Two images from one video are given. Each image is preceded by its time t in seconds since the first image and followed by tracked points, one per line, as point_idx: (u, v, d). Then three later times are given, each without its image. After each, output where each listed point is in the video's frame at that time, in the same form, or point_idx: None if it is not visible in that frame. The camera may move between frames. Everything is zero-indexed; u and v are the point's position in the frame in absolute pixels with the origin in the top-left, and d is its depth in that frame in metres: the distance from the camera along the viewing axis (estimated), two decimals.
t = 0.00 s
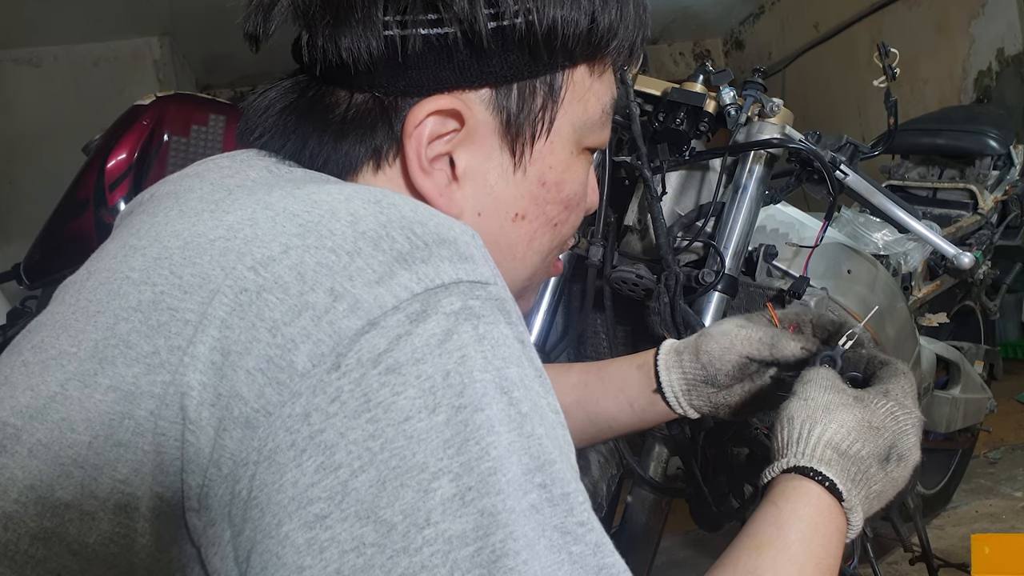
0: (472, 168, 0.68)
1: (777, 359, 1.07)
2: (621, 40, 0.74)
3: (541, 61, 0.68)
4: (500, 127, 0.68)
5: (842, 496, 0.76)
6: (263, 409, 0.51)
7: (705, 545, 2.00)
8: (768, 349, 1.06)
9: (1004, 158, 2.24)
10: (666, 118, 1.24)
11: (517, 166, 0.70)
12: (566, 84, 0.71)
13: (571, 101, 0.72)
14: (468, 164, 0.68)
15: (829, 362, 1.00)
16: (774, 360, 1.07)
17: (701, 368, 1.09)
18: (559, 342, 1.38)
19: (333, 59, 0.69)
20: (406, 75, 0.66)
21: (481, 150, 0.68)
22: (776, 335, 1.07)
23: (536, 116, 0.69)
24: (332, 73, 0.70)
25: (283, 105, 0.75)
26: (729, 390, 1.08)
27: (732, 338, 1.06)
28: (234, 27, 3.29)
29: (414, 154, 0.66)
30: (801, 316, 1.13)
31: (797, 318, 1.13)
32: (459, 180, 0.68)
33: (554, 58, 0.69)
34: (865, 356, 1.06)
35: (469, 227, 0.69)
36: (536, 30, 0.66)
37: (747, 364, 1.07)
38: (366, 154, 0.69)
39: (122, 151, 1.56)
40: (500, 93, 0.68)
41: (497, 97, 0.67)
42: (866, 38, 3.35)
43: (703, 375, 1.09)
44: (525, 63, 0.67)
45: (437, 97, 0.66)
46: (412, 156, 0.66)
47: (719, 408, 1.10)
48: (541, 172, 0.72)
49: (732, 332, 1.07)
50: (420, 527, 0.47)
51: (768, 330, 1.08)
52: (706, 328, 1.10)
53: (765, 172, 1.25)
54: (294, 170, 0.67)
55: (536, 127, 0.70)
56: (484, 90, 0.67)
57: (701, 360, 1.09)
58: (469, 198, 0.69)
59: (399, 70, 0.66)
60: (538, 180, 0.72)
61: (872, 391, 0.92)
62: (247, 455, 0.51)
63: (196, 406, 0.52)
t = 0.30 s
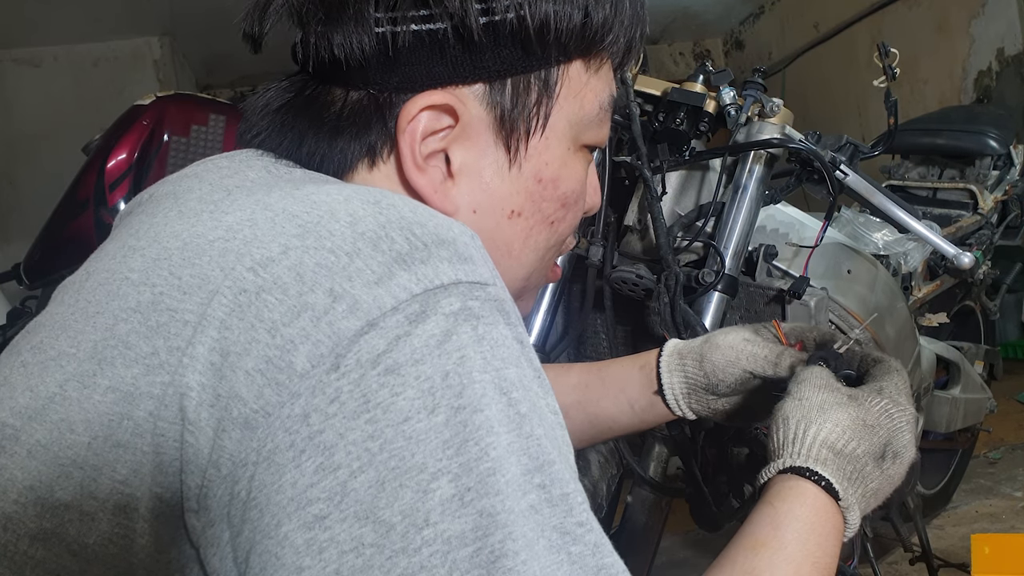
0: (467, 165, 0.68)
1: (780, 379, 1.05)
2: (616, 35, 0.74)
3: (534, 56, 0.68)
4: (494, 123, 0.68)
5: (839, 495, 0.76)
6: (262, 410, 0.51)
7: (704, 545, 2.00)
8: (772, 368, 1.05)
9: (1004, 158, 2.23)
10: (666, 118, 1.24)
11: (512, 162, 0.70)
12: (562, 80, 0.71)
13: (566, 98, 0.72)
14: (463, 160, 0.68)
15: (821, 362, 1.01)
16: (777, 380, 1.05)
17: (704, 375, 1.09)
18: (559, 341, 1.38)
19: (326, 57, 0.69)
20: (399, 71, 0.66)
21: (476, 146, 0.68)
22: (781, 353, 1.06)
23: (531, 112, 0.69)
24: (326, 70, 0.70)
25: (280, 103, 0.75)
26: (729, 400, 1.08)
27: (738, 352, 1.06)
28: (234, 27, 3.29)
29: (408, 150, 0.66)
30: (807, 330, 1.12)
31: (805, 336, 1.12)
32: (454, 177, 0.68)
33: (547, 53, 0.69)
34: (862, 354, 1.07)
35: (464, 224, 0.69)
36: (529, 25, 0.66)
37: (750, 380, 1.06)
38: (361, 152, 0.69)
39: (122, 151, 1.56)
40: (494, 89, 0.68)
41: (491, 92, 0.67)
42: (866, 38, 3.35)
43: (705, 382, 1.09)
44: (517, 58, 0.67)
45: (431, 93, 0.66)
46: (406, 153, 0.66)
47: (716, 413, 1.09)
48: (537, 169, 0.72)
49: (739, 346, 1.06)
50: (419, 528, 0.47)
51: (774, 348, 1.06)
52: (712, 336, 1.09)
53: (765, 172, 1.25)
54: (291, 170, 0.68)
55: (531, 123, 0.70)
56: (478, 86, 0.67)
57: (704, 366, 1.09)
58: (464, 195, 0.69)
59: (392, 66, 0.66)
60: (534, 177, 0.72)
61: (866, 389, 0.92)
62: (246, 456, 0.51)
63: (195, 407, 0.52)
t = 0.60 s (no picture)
0: (472, 165, 0.68)
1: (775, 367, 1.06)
2: (621, 36, 0.74)
3: (539, 57, 0.68)
4: (499, 124, 0.68)
5: (843, 496, 0.76)
6: (264, 411, 0.51)
7: (705, 545, 2.00)
8: (765, 357, 1.05)
9: (1004, 158, 2.23)
10: (666, 118, 1.24)
11: (516, 163, 0.70)
12: (566, 80, 0.71)
13: (571, 98, 0.72)
14: (468, 161, 0.68)
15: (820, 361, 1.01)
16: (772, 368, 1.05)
17: (699, 370, 1.09)
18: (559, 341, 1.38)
19: (331, 58, 0.69)
20: (404, 72, 0.66)
21: (480, 146, 0.68)
22: (774, 342, 1.05)
23: (536, 113, 0.69)
24: (331, 71, 0.70)
25: (284, 104, 0.75)
26: (725, 394, 1.08)
27: (731, 344, 1.05)
28: (234, 27, 3.28)
29: (413, 151, 0.66)
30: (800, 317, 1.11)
31: (797, 322, 1.12)
32: (458, 177, 0.68)
33: (552, 54, 0.68)
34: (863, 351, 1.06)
35: (469, 225, 0.69)
36: (534, 26, 0.66)
37: (745, 370, 1.06)
38: (366, 153, 0.69)
39: (122, 151, 1.56)
40: (499, 90, 0.67)
41: (496, 93, 0.67)
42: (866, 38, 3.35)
43: (701, 377, 1.09)
44: (522, 59, 0.67)
45: (436, 94, 0.66)
46: (411, 153, 0.66)
47: (715, 409, 1.10)
48: (541, 170, 0.72)
49: (732, 339, 1.06)
50: (422, 529, 0.47)
51: (767, 337, 1.06)
52: (705, 331, 1.09)
53: (765, 172, 1.25)
54: (296, 170, 0.68)
55: (536, 124, 0.70)
56: (483, 87, 0.67)
57: (699, 362, 1.08)
58: (468, 195, 0.69)
59: (397, 67, 0.66)
60: (538, 177, 0.72)
61: (868, 388, 0.92)
62: (249, 457, 0.51)
63: (198, 407, 0.52)
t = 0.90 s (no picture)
0: (477, 166, 0.68)
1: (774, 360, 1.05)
2: (625, 37, 0.74)
3: (545, 58, 0.68)
4: (504, 124, 0.68)
5: (843, 494, 0.76)
6: (270, 410, 0.51)
7: (706, 545, 2.00)
8: (764, 351, 1.04)
9: (1004, 158, 2.24)
10: (667, 118, 1.24)
11: (522, 163, 0.70)
12: (571, 81, 0.71)
13: (575, 99, 0.72)
14: (473, 161, 0.68)
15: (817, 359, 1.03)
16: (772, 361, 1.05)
17: (698, 366, 1.08)
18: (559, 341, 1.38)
19: (338, 58, 0.69)
20: (411, 72, 0.66)
21: (486, 147, 0.68)
22: (773, 335, 1.04)
23: (541, 113, 0.69)
24: (337, 72, 0.70)
25: (289, 105, 0.75)
26: (725, 389, 1.07)
27: (729, 338, 1.05)
28: (235, 27, 3.28)
29: (418, 152, 0.66)
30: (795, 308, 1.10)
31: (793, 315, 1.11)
32: (464, 178, 0.68)
33: (558, 55, 0.68)
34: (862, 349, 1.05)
35: (473, 225, 0.69)
36: (541, 27, 0.66)
37: (744, 364, 1.05)
38: (372, 153, 0.69)
39: (122, 151, 1.55)
40: (505, 91, 0.67)
41: (502, 94, 0.67)
42: (865, 38, 3.35)
43: (700, 373, 1.08)
44: (529, 60, 0.67)
45: (442, 95, 0.66)
46: (417, 154, 0.66)
47: (715, 405, 1.09)
48: (546, 170, 0.72)
49: (729, 333, 1.05)
50: (426, 530, 0.47)
51: (765, 329, 1.05)
52: (703, 327, 1.09)
53: (765, 172, 1.25)
54: (300, 170, 0.67)
55: (541, 124, 0.70)
56: (489, 88, 0.67)
57: (698, 358, 1.08)
58: (473, 196, 0.69)
59: (404, 67, 0.66)
60: (543, 178, 0.72)
61: (857, 379, 0.92)
62: (255, 456, 0.51)
63: (204, 407, 0.52)
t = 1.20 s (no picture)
0: (475, 163, 0.68)
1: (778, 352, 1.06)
2: (619, 32, 0.74)
3: (541, 54, 0.68)
4: (501, 121, 0.68)
5: (839, 487, 0.75)
6: (267, 410, 0.51)
7: (705, 545, 2.01)
8: (768, 341, 1.05)
9: (1004, 158, 2.23)
10: (666, 118, 1.24)
11: (519, 160, 0.70)
12: (567, 77, 0.71)
13: (571, 95, 0.72)
14: (471, 159, 0.68)
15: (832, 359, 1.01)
16: (777, 352, 1.06)
17: (702, 360, 1.09)
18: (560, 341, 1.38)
19: (335, 58, 0.69)
20: (408, 71, 0.66)
21: (483, 144, 0.68)
22: (777, 327, 1.06)
23: (538, 109, 0.69)
24: (333, 71, 0.70)
25: (285, 105, 0.75)
26: (730, 382, 1.07)
27: (733, 331, 1.06)
28: (235, 27, 3.28)
29: (416, 150, 0.66)
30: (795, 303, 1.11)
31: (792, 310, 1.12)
32: (462, 175, 0.68)
33: (553, 51, 0.68)
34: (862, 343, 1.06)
35: (472, 222, 0.69)
36: (536, 23, 0.66)
37: (748, 356, 1.06)
38: (370, 152, 0.69)
39: (123, 151, 1.55)
40: (501, 88, 0.67)
41: (498, 91, 0.67)
42: (865, 38, 3.35)
43: (704, 367, 1.09)
44: (524, 57, 0.67)
45: (439, 92, 0.66)
46: (415, 152, 0.66)
47: (720, 400, 1.09)
48: (543, 166, 0.72)
49: (733, 325, 1.06)
50: (423, 529, 0.47)
51: (769, 322, 1.07)
52: (705, 321, 1.09)
53: (765, 172, 1.25)
54: (298, 171, 0.67)
55: (538, 121, 0.70)
56: (485, 85, 0.67)
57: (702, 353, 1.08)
58: (471, 193, 0.69)
59: (401, 65, 0.66)
60: (540, 174, 0.72)
61: (842, 376, 0.92)
62: (251, 456, 0.51)
63: (201, 407, 0.52)
